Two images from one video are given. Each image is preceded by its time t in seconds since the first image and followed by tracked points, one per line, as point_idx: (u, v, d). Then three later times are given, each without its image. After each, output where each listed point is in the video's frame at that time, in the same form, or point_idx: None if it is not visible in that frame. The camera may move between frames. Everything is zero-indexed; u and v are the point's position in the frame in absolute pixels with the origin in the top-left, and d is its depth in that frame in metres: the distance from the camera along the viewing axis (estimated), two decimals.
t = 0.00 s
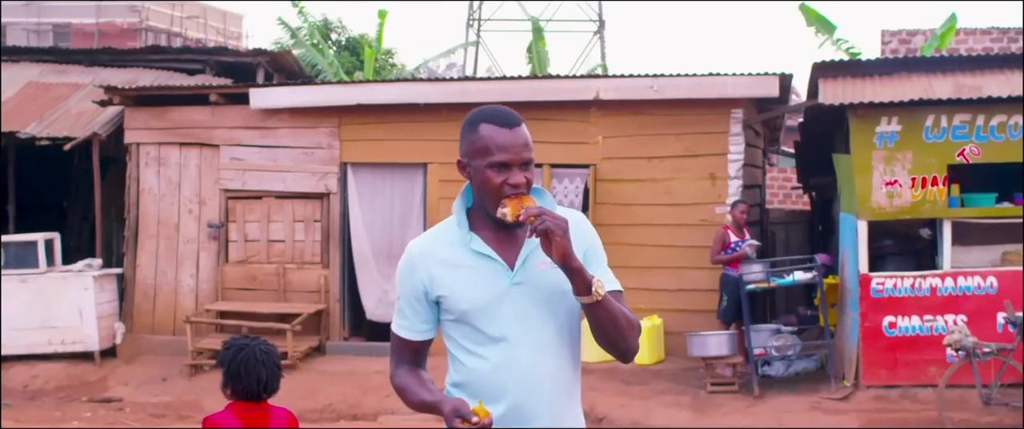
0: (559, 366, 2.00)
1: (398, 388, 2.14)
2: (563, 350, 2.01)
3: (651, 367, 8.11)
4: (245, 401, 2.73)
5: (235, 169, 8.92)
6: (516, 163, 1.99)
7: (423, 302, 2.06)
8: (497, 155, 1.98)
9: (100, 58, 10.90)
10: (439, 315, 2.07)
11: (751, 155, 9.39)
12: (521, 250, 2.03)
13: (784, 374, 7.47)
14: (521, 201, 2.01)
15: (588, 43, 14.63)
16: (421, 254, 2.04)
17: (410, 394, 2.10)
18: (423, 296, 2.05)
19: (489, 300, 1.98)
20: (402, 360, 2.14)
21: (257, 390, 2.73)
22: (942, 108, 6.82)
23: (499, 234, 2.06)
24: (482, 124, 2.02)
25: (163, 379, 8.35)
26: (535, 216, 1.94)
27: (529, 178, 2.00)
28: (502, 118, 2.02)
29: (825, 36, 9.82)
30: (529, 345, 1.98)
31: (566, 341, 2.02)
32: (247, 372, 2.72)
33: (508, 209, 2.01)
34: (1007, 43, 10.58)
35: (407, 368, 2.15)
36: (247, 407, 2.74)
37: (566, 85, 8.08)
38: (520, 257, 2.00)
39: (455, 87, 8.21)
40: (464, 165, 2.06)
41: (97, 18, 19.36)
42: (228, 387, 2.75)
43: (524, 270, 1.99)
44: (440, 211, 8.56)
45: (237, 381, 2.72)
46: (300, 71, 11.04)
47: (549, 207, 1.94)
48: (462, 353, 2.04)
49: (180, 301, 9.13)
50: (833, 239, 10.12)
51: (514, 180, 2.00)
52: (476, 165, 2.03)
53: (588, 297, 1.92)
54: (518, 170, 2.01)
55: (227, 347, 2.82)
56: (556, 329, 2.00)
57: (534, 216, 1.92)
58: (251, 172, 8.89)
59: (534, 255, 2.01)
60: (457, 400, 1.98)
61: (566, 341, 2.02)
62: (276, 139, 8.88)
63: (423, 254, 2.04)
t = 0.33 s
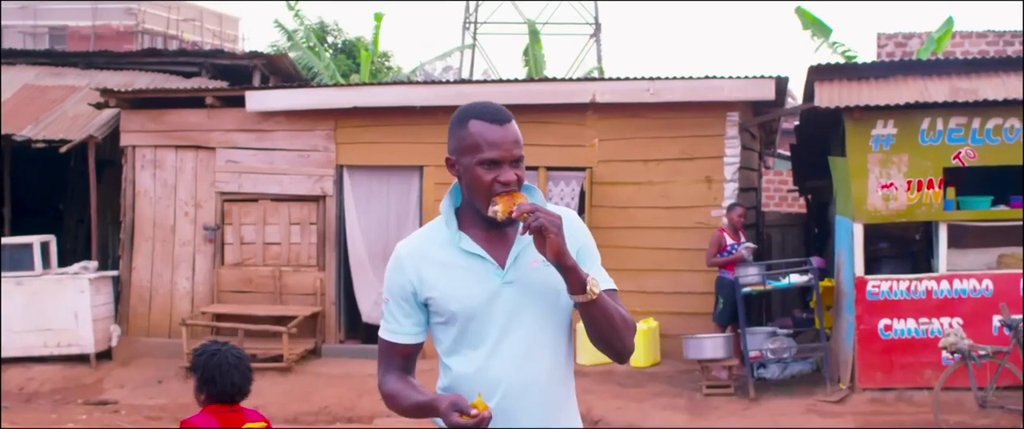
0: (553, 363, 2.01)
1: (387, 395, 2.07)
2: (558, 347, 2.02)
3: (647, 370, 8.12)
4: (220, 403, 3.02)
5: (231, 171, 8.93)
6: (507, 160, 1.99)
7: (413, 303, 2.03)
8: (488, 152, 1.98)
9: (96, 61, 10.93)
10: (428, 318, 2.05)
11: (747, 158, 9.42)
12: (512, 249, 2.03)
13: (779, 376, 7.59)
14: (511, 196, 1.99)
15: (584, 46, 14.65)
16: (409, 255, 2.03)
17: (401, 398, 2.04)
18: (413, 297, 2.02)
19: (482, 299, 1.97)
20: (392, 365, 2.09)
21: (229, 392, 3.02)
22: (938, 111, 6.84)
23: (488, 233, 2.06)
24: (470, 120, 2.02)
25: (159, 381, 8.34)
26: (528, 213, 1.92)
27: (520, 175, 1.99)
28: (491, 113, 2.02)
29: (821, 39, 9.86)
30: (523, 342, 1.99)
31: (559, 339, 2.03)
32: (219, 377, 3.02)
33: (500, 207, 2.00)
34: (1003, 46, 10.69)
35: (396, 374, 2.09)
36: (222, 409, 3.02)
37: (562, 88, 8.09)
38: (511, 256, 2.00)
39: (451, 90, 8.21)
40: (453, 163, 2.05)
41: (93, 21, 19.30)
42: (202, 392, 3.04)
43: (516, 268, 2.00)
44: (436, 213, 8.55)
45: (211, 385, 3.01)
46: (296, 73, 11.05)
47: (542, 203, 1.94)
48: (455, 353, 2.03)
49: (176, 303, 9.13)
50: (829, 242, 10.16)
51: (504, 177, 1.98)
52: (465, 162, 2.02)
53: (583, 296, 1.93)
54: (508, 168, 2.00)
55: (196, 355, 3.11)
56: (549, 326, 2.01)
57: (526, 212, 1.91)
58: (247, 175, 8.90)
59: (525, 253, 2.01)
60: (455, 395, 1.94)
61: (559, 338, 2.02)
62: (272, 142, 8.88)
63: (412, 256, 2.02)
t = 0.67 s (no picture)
0: (538, 362, 2.00)
1: (372, 391, 2.02)
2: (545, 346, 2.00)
3: (635, 367, 8.17)
4: (175, 394, 3.03)
5: (218, 169, 8.91)
6: (499, 154, 1.96)
7: (398, 296, 2.01)
8: (480, 145, 1.95)
9: (84, 59, 10.87)
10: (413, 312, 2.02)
11: (735, 155, 9.48)
12: (500, 244, 2.01)
13: (767, 373, 7.61)
14: (503, 189, 1.96)
15: (572, 44, 14.68)
16: (395, 247, 2.00)
17: (389, 394, 1.99)
18: (399, 290, 2.00)
19: (468, 295, 1.95)
20: (376, 360, 2.04)
21: (185, 382, 3.04)
22: (925, 108, 6.90)
23: (475, 227, 2.04)
24: (463, 111, 1.98)
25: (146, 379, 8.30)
26: (521, 207, 1.90)
27: (513, 170, 1.97)
28: (484, 106, 1.99)
29: (808, 36, 9.92)
30: (509, 339, 1.97)
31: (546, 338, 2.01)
32: (175, 367, 3.04)
33: (490, 201, 1.96)
34: (990, 43, 10.71)
35: (381, 369, 2.04)
36: (177, 400, 3.03)
37: (549, 85, 8.12)
38: (499, 251, 1.99)
39: (439, 87, 8.22)
40: (444, 155, 2.02)
41: (81, 18, 19.20)
42: (158, 384, 3.05)
43: (502, 264, 1.98)
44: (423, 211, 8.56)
45: (167, 375, 3.03)
46: (283, 71, 11.03)
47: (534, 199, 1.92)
48: (440, 348, 2.00)
49: (163, 301, 9.10)
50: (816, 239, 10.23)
51: (497, 171, 1.96)
52: (457, 155, 1.99)
53: (572, 296, 1.92)
54: (500, 162, 1.97)
55: (151, 350, 3.15)
56: (536, 324, 1.99)
57: (519, 207, 1.89)
58: (234, 173, 8.88)
59: (513, 250, 1.99)
60: (446, 385, 1.89)
61: (546, 336, 2.01)
62: (259, 139, 8.86)
63: (398, 248, 1.99)
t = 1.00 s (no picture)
0: (507, 375, 2.02)
1: (340, 396, 1.99)
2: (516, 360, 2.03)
3: (605, 370, 8.26)
4: (118, 385, 3.17)
5: (188, 172, 8.88)
6: (483, 160, 1.95)
7: (370, 299, 2.00)
8: (464, 151, 1.94)
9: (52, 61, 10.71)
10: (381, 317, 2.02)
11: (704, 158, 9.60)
12: (475, 253, 2.02)
13: (736, 376, 7.80)
14: (487, 199, 1.97)
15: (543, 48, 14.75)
16: (369, 249, 2.00)
17: (359, 400, 1.97)
18: (372, 294, 1.99)
19: (442, 304, 1.97)
20: (343, 365, 2.00)
21: (127, 373, 3.18)
22: (893, 111, 6.97)
23: (452, 233, 2.05)
24: (446, 116, 1.98)
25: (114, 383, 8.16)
26: (505, 216, 1.91)
27: (496, 176, 1.97)
28: (467, 110, 1.98)
29: (778, 40, 10.09)
30: (482, 349, 2.00)
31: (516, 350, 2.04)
32: (115, 358, 3.18)
33: (474, 208, 1.97)
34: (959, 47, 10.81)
35: (348, 374, 2.01)
36: (119, 391, 3.17)
37: (520, 88, 8.17)
38: (475, 261, 2.00)
39: (410, 90, 8.24)
40: (426, 159, 2.01)
41: (48, 20, 18.94)
42: (100, 375, 3.18)
43: (478, 274, 2.00)
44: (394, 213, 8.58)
45: (108, 363, 3.16)
46: (254, 74, 10.99)
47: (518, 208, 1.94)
48: (411, 354, 2.01)
49: (132, 305, 9.05)
50: (785, 243, 10.39)
51: (481, 178, 1.96)
52: (439, 160, 1.98)
53: (549, 311, 1.95)
54: (484, 169, 1.97)
55: (93, 342, 3.27)
56: (509, 336, 2.02)
57: (502, 216, 1.90)
58: (204, 176, 8.85)
59: (490, 260, 2.01)
60: (424, 395, 1.91)
61: (517, 348, 2.04)
62: (229, 143, 8.84)
63: (371, 250, 2.00)
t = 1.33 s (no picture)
0: (478, 395, 1.97)
1: (307, 403, 1.92)
2: (490, 380, 1.99)
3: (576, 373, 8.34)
4: (62, 389, 3.32)
5: (157, 175, 8.83)
6: (474, 172, 1.92)
7: (345, 304, 1.95)
8: (454, 163, 1.90)
9: (19, 63, 10.54)
10: (355, 324, 1.96)
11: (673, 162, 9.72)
12: (458, 266, 1.98)
13: (705, 379, 7.80)
14: (478, 212, 1.93)
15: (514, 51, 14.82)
16: (349, 252, 1.96)
17: (330, 409, 1.90)
18: (348, 299, 1.94)
19: (418, 316, 1.92)
20: (313, 369, 1.94)
21: (70, 376, 3.33)
22: (862, 115, 7.09)
23: (436, 244, 2.01)
24: (436, 125, 1.93)
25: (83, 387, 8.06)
26: (495, 230, 1.86)
27: (487, 189, 1.93)
28: (459, 120, 1.94)
29: (747, 44, 10.24)
30: (454, 365, 1.95)
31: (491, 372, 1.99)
32: (61, 360, 3.34)
33: (463, 219, 1.93)
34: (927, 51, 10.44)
35: (317, 380, 1.95)
36: (62, 393, 3.31)
37: (490, 91, 8.20)
38: (456, 275, 1.95)
39: (379, 93, 8.25)
40: (415, 169, 1.97)
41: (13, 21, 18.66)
42: (47, 378, 3.33)
43: (457, 289, 1.95)
44: (362, 216, 8.60)
45: (54, 369, 3.32)
46: (223, 76, 10.95)
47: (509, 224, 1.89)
48: (381, 365, 1.96)
49: (101, 308, 9.01)
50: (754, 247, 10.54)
51: (471, 190, 1.92)
52: (428, 171, 1.93)
53: (534, 331, 1.90)
54: (475, 181, 1.93)
55: (36, 348, 3.44)
56: (485, 354, 1.97)
57: (493, 229, 1.86)
58: (173, 179, 8.81)
59: (472, 275, 1.97)
60: (401, 411, 1.85)
61: (492, 368, 1.99)
62: (199, 146, 8.81)
63: (351, 254, 1.95)
